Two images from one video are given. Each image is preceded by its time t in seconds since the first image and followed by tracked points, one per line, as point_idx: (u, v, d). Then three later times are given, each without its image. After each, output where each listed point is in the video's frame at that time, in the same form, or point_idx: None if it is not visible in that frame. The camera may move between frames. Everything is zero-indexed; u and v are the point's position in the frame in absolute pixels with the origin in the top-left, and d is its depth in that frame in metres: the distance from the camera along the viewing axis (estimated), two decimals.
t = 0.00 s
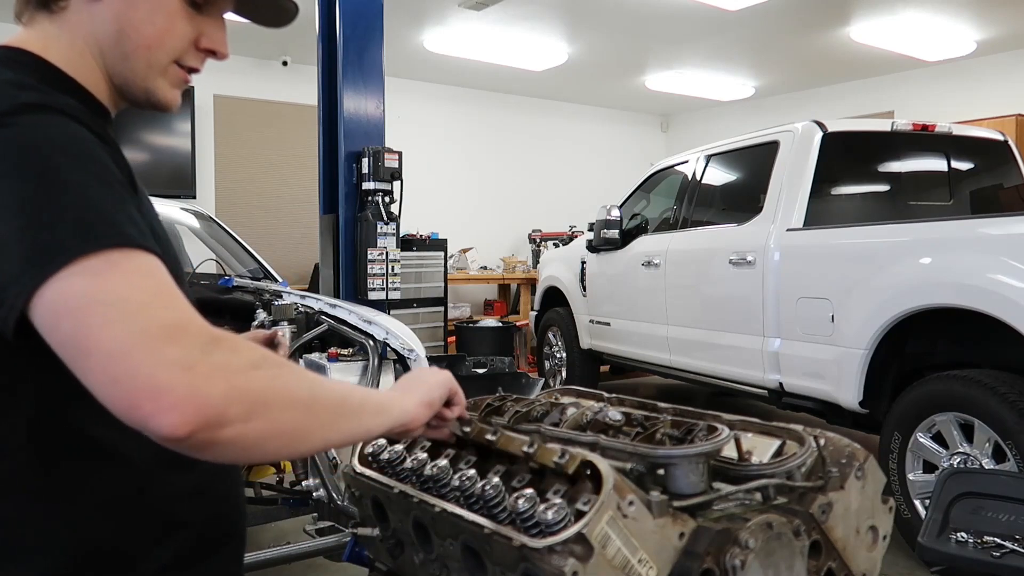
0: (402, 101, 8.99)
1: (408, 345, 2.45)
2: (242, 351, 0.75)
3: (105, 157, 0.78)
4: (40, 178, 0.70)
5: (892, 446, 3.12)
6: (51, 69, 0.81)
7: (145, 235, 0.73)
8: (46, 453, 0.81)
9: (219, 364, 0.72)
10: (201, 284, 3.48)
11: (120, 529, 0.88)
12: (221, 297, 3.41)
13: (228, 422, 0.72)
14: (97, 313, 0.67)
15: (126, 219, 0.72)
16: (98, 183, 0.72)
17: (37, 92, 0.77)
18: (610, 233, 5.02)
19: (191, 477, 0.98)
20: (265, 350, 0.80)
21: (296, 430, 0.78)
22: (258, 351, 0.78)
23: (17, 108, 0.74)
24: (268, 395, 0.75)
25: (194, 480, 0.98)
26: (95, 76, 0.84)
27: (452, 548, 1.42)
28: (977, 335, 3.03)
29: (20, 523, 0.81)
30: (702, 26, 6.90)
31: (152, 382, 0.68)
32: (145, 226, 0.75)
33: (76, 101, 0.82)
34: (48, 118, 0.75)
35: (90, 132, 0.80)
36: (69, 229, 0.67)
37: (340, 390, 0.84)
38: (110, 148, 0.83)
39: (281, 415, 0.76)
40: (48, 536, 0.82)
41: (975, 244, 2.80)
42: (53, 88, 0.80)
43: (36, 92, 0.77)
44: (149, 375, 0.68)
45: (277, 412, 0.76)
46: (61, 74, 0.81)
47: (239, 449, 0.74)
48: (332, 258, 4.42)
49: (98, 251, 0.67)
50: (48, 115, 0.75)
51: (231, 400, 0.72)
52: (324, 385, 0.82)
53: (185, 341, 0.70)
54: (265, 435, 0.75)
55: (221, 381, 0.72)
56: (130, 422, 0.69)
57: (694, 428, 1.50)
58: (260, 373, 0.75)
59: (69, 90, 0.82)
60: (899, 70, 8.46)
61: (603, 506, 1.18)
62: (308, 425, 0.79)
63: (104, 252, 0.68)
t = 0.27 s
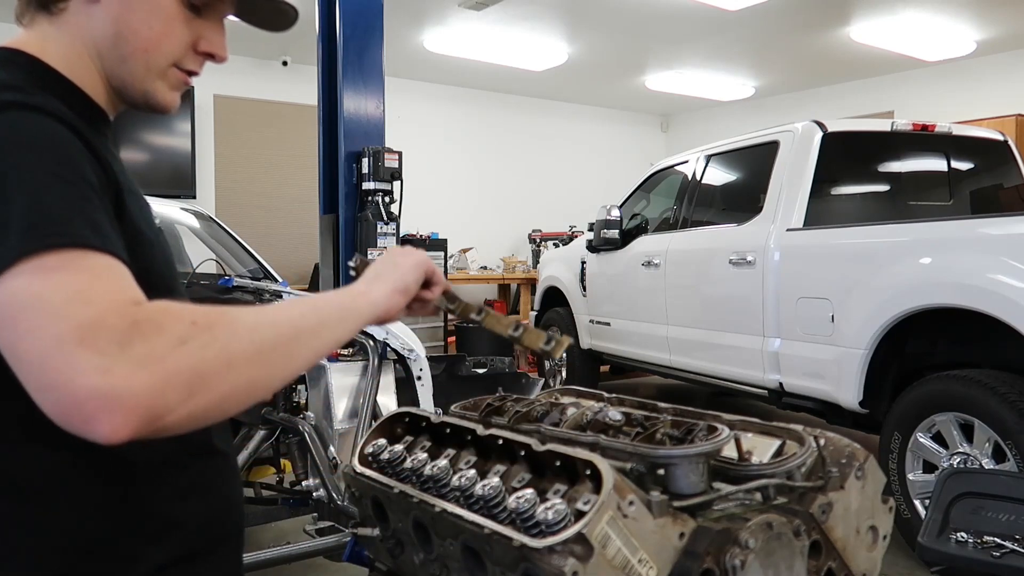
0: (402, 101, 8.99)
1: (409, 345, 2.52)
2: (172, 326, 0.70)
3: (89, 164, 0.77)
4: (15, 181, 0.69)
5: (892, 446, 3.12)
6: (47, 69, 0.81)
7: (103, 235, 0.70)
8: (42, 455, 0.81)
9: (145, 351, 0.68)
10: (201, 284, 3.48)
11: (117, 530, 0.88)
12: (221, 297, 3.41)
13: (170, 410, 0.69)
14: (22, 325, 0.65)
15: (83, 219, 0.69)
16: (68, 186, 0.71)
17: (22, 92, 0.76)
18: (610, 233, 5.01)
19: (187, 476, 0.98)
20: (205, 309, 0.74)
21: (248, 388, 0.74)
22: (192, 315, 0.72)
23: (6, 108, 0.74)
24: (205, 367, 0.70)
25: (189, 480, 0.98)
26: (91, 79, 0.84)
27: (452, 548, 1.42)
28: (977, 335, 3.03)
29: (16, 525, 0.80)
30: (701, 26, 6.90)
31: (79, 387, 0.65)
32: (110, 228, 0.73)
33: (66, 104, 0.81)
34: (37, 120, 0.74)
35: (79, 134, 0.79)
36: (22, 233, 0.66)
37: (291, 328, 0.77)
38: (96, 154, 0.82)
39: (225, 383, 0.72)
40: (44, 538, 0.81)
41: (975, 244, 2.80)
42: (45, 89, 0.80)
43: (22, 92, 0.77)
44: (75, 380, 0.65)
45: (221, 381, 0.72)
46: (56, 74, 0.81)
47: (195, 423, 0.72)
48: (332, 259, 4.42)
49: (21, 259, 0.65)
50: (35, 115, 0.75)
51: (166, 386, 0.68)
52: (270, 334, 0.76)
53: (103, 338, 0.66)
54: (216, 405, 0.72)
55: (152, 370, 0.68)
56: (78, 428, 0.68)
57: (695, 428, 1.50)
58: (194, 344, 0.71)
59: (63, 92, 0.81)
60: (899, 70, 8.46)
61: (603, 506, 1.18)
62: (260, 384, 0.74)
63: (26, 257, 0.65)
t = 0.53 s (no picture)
0: (402, 101, 9.00)
1: (408, 345, 2.50)
2: (149, 315, 0.69)
3: (81, 165, 0.77)
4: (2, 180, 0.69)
5: (892, 446, 3.12)
6: (42, 70, 0.81)
7: (89, 233, 0.70)
8: (43, 455, 0.81)
9: (123, 342, 0.67)
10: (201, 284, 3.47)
11: (115, 531, 0.87)
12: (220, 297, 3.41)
13: (155, 399, 0.69)
14: (5, 326, 0.66)
15: (68, 218, 0.69)
16: (57, 187, 0.71)
17: (16, 92, 0.76)
18: (610, 233, 5.01)
19: (184, 476, 0.97)
20: (182, 293, 0.73)
21: (232, 370, 0.73)
22: (168, 302, 0.71)
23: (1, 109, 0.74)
24: (186, 354, 0.69)
25: (187, 481, 0.98)
26: (89, 79, 0.84)
27: (452, 548, 1.42)
28: (977, 335, 3.03)
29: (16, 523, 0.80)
30: (702, 26, 6.90)
31: (61, 384, 0.65)
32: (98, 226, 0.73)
33: (61, 104, 0.81)
34: (31, 120, 0.75)
35: (73, 136, 0.79)
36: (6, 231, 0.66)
37: (272, 304, 0.76)
38: (90, 155, 0.82)
39: (209, 367, 0.71)
40: (40, 537, 0.81)
41: (975, 244, 2.80)
42: (43, 91, 0.80)
43: (17, 91, 0.76)
44: (58, 377, 0.65)
45: (203, 365, 0.71)
46: (52, 75, 0.81)
47: (185, 410, 0.72)
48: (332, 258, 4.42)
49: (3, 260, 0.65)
50: (28, 116, 0.75)
51: (148, 375, 0.68)
52: (249, 314, 0.74)
53: (78, 333, 0.65)
54: (202, 391, 0.71)
55: (132, 362, 0.67)
56: (66, 425, 0.68)
57: (695, 428, 1.50)
58: (173, 331, 0.69)
59: (58, 92, 0.81)
60: (899, 70, 8.46)
61: (603, 506, 1.18)
62: (245, 365, 0.74)
63: (7, 256, 0.65)
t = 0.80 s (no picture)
0: (402, 101, 9.00)
1: (408, 345, 2.50)
2: (145, 311, 0.69)
3: (80, 166, 0.77)
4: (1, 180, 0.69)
5: (892, 446, 3.12)
6: (43, 71, 0.81)
7: (88, 233, 0.70)
8: (43, 455, 0.81)
9: (119, 339, 0.67)
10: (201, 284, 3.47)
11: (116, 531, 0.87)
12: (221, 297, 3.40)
13: (151, 397, 0.69)
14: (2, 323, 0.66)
15: (67, 217, 0.69)
16: (56, 187, 0.71)
17: (15, 91, 0.76)
18: (610, 233, 5.02)
19: (184, 476, 0.97)
20: (180, 291, 0.73)
21: (229, 369, 0.73)
22: (165, 299, 0.71)
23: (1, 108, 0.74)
24: (182, 351, 0.69)
25: (187, 481, 0.98)
26: (90, 80, 0.84)
27: (452, 548, 1.41)
28: (978, 335, 3.03)
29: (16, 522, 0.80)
30: (702, 26, 6.90)
31: (57, 380, 0.65)
32: (97, 226, 0.73)
33: (62, 105, 0.81)
34: (30, 119, 0.74)
35: (73, 136, 0.79)
36: (4, 230, 0.66)
37: (269, 302, 0.76)
38: (89, 155, 0.82)
39: (205, 364, 0.71)
40: (40, 537, 0.81)
41: (975, 244, 2.80)
42: (43, 90, 0.80)
43: (16, 91, 0.76)
44: (53, 373, 0.65)
45: (199, 364, 0.71)
46: (53, 76, 0.81)
47: (181, 408, 0.72)
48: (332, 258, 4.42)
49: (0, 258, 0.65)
50: (27, 115, 0.75)
51: (145, 373, 0.68)
52: (246, 311, 0.74)
53: (74, 329, 0.65)
54: (198, 389, 0.71)
55: (127, 359, 0.67)
56: (62, 421, 0.68)
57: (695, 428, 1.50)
58: (169, 328, 0.69)
59: (58, 92, 0.81)
60: (899, 69, 8.46)
61: (603, 506, 1.18)
62: (241, 363, 0.74)
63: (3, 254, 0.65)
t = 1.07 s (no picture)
0: (402, 101, 9.00)
1: (408, 345, 2.50)
2: (145, 311, 0.69)
3: (81, 165, 0.77)
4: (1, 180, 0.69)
5: (892, 446, 3.12)
6: (44, 71, 0.81)
7: (89, 232, 0.70)
8: (46, 454, 0.81)
9: (119, 339, 0.67)
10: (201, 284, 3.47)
11: (116, 531, 0.87)
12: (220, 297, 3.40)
13: (151, 398, 0.69)
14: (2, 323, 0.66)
15: (67, 217, 0.69)
16: (57, 186, 0.71)
17: (14, 91, 0.76)
18: (610, 233, 5.02)
19: (184, 475, 0.97)
20: (179, 292, 0.73)
21: (229, 369, 0.73)
22: (165, 299, 0.71)
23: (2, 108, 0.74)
24: (183, 350, 0.70)
25: (188, 480, 0.98)
26: (91, 79, 0.84)
27: (452, 548, 1.41)
28: (978, 335, 3.03)
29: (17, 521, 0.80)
30: (702, 26, 6.90)
31: (57, 379, 0.65)
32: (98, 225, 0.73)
33: (63, 104, 0.81)
34: (30, 118, 0.74)
35: (73, 135, 0.79)
36: (5, 229, 0.66)
37: (269, 303, 0.76)
38: (90, 155, 0.82)
39: (205, 364, 0.71)
40: (41, 536, 0.81)
41: (974, 244, 2.80)
42: (43, 90, 0.80)
43: (16, 91, 0.76)
44: (52, 373, 0.65)
45: (199, 364, 0.71)
46: (54, 76, 0.81)
47: (181, 408, 0.72)
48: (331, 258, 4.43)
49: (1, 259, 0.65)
50: (27, 114, 0.75)
51: (144, 374, 0.68)
52: (246, 310, 0.74)
53: (74, 329, 0.65)
54: (197, 389, 0.71)
55: (127, 359, 0.67)
56: (62, 420, 0.68)
57: (695, 428, 1.50)
58: (170, 329, 0.69)
59: (58, 92, 0.81)
60: (899, 70, 8.46)
61: (603, 506, 1.18)
62: (242, 362, 0.74)
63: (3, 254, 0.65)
